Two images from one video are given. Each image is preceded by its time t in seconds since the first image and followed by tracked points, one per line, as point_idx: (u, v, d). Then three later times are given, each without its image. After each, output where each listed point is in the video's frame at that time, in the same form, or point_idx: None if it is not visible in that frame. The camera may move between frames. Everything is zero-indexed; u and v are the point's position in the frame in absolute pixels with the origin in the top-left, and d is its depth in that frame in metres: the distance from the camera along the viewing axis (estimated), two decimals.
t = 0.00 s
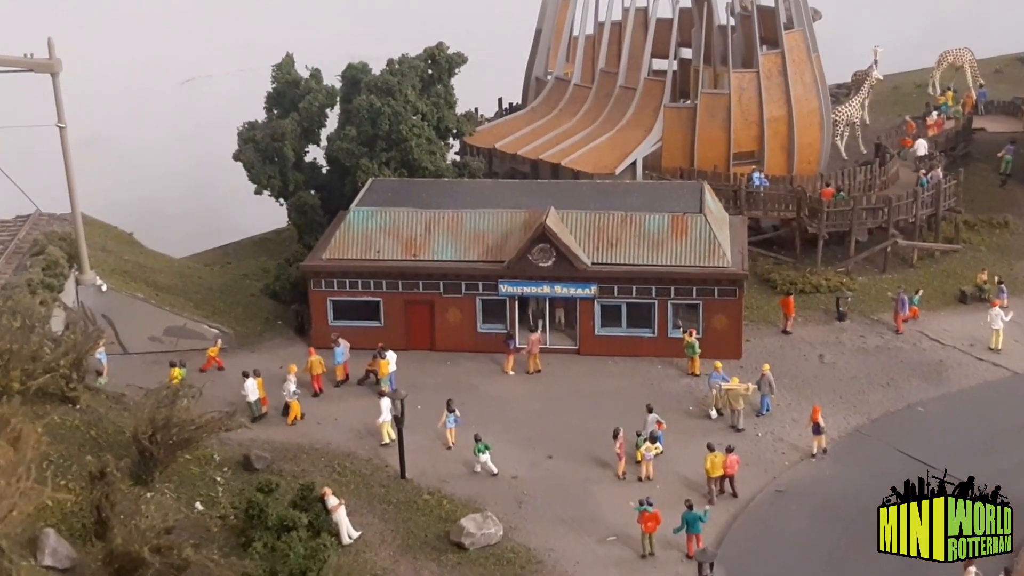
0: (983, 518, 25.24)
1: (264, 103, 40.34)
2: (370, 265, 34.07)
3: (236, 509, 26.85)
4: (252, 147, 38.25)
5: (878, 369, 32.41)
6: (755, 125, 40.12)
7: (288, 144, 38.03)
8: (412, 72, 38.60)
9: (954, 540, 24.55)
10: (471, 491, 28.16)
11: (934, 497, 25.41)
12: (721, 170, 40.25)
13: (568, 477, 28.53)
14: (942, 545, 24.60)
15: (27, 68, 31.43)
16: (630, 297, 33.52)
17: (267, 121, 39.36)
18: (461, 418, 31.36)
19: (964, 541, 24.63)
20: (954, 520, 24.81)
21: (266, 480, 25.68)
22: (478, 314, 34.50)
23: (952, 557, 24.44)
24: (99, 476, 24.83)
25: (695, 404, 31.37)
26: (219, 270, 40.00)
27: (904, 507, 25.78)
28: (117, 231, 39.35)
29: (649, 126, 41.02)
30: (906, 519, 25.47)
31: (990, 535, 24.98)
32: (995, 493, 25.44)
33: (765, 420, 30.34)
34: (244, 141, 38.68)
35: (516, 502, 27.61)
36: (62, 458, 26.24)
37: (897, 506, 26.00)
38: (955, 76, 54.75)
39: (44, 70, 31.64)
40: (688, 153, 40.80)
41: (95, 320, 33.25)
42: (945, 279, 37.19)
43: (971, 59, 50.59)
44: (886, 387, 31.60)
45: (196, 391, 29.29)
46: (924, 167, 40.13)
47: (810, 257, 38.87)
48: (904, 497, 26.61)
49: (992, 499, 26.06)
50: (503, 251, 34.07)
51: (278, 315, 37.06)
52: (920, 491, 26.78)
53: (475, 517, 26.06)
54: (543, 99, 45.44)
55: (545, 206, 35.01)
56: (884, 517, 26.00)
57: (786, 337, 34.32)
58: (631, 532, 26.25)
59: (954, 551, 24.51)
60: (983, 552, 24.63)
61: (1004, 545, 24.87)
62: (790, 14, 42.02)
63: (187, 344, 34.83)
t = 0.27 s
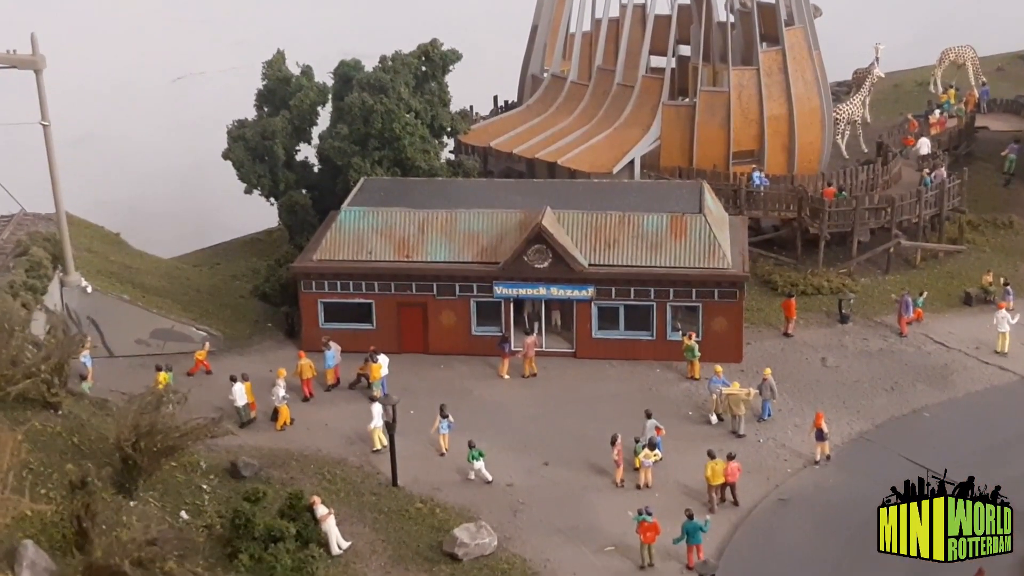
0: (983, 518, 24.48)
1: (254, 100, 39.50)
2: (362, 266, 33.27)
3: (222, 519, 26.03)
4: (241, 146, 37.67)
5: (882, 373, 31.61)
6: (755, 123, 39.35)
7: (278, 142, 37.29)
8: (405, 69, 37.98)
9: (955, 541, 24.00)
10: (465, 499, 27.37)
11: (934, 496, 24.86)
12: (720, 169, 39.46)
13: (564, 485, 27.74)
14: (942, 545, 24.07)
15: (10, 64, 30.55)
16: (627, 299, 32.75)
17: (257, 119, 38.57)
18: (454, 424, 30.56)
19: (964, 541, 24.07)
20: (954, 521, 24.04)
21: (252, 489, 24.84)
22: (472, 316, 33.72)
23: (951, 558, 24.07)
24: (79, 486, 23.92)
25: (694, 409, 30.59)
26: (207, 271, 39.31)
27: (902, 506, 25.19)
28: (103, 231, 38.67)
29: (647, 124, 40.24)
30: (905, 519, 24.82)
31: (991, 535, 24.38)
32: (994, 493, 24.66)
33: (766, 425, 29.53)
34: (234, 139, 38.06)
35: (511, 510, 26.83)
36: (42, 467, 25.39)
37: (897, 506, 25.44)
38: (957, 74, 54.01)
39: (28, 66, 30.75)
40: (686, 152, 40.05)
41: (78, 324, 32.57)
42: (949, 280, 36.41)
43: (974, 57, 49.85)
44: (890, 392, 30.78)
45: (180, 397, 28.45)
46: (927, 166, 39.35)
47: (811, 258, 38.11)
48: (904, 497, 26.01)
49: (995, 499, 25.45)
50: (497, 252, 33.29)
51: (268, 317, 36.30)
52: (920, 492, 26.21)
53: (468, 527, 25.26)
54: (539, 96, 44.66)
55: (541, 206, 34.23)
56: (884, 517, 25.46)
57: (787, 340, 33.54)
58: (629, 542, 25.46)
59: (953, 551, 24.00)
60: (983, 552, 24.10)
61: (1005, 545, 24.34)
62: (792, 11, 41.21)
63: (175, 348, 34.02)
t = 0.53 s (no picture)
0: (984, 518, 23.91)
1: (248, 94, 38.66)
2: (358, 263, 32.42)
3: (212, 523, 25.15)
4: (234, 140, 36.96)
5: (892, 372, 30.68)
6: (760, 117, 38.45)
7: (272, 137, 36.64)
8: (401, 62, 36.96)
9: (955, 541, 23.43)
10: (463, 503, 26.49)
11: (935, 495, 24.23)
12: (725, 164, 38.57)
13: (566, 488, 26.86)
14: (943, 545, 23.46)
15: None
16: (630, 297, 31.86)
17: (250, 113, 37.84)
18: (452, 424, 29.67)
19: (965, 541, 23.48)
20: (953, 520, 23.52)
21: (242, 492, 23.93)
22: (471, 314, 32.84)
23: (952, 558, 23.40)
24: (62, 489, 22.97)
25: (700, 409, 29.68)
26: (199, 268, 38.56)
27: (903, 506, 24.51)
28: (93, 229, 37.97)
29: (650, 118, 39.40)
30: (905, 518, 24.17)
31: (991, 535, 23.76)
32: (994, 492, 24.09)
33: (774, 426, 28.62)
34: (226, 133, 37.20)
35: (510, 514, 25.95)
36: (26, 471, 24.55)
37: (897, 505, 24.74)
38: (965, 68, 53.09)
39: (13, 57, 29.87)
40: (690, 146, 39.14)
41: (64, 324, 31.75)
42: (960, 277, 35.48)
43: (982, 50, 48.94)
44: (901, 391, 29.84)
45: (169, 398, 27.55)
46: (937, 161, 38.42)
47: (818, 254, 37.21)
48: (904, 497, 25.24)
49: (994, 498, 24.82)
50: (497, 248, 32.43)
51: (262, 316, 35.49)
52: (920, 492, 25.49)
53: (466, 531, 24.38)
54: (540, 90, 43.84)
55: (541, 201, 33.36)
56: (884, 517, 24.72)
57: (794, 338, 32.64)
58: (633, 547, 24.57)
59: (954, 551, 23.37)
60: (982, 553, 23.42)
61: (1004, 545, 23.69)
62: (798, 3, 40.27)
63: (166, 347, 33.17)
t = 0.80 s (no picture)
0: (984, 518, 23.34)
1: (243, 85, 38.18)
2: (357, 255, 31.65)
3: (208, 519, 24.26)
4: (230, 131, 36.39)
5: (905, 367, 29.93)
6: (766, 109, 37.78)
7: (268, 128, 36.02)
8: (401, 51, 36.26)
9: (954, 541, 22.89)
10: (466, 499, 25.68)
11: (935, 496, 23.66)
12: (731, 157, 37.74)
13: (573, 484, 26.06)
14: (942, 545, 22.91)
15: None
16: (636, 290, 31.10)
17: (246, 104, 37.29)
18: (454, 420, 28.86)
19: (963, 541, 22.95)
20: (954, 519, 23.16)
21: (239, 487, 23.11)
22: (473, 308, 32.06)
23: (952, 558, 22.67)
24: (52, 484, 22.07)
25: (708, 405, 28.90)
26: (194, 262, 37.80)
27: (904, 506, 23.91)
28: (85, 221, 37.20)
29: (654, 110, 38.69)
30: (905, 517, 23.64)
31: (991, 535, 23.07)
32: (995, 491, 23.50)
33: (785, 421, 27.86)
34: (222, 124, 36.79)
35: (516, 511, 25.13)
36: (15, 465, 23.62)
37: (897, 505, 24.11)
38: (970, 64, 52.50)
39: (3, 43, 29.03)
40: (695, 139, 38.42)
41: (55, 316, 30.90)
42: (971, 272, 34.79)
43: (988, 46, 48.35)
44: (914, 386, 29.09)
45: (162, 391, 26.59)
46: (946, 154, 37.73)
47: (826, 248, 36.51)
48: (904, 497, 24.58)
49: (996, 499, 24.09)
50: (499, 240, 31.68)
51: (258, 310, 34.72)
52: (921, 490, 24.78)
53: (471, 527, 23.56)
54: (541, 82, 43.17)
55: (544, 192, 32.62)
56: (884, 517, 24.04)
57: (804, 333, 31.89)
58: (643, 544, 23.78)
59: (953, 551, 22.81)
60: (982, 553, 22.72)
61: (1005, 544, 22.94)
62: None
63: (159, 341, 32.40)
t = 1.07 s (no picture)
0: (984, 518, 22.96)
1: (235, 78, 37.53)
2: (350, 252, 30.84)
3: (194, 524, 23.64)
4: (221, 125, 35.67)
5: (914, 365, 29.08)
6: (769, 101, 37.03)
7: (260, 121, 35.33)
8: (396, 43, 35.91)
9: (954, 540, 22.43)
10: (462, 504, 24.89)
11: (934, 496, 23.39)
12: (733, 151, 37.04)
13: (572, 488, 25.27)
14: (942, 545, 22.41)
15: None
16: (638, 287, 30.29)
17: (238, 98, 36.60)
18: (450, 421, 28.06)
19: (963, 541, 22.49)
20: (954, 520, 22.87)
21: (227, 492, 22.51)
22: (470, 306, 31.27)
23: (952, 557, 22.11)
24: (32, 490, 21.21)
25: (712, 405, 28.08)
26: (186, 260, 37.05)
27: (904, 507, 23.49)
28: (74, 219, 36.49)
29: (655, 103, 37.94)
30: (905, 518, 23.19)
31: (991, 535, 22.60)
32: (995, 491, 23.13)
33: (791, 422, 27.05)
34: (213, 119, 35.96)
35: (513, 516, 24.34)
36: None
37: (896, 506, 23.64)
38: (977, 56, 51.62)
39: None
40: (697, 133, 37.68)
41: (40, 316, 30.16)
42: (980, 267, 33.95)
43: (995, 37, 47.48)
44: (924, 385, 28.25)
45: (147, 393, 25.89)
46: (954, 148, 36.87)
47: (831, 244, 35.70)
48: (903, 497, 24.07)
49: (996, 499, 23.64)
50: (497, 236, 30.89)
51: (250, 308, 33.95)
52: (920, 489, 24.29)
53: (467, 533, 22.77)
54: (540, 75, 42.36)
55: (543, 187, 31.81)
56: (884, 516, 23.48)
57: (809, 330, 31.07)
58: (645, 550, 22.98)
59: (953, 551, 22.30)
60: (983, 553, 22.19)
61: (1006, 544, 22.45)
62: None
63: (148, 341, 31.58)
